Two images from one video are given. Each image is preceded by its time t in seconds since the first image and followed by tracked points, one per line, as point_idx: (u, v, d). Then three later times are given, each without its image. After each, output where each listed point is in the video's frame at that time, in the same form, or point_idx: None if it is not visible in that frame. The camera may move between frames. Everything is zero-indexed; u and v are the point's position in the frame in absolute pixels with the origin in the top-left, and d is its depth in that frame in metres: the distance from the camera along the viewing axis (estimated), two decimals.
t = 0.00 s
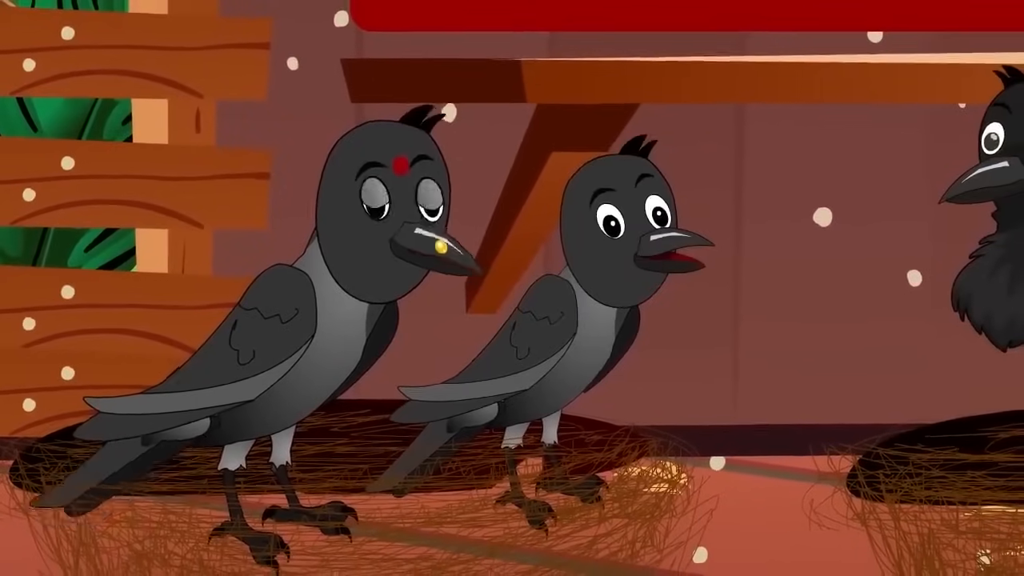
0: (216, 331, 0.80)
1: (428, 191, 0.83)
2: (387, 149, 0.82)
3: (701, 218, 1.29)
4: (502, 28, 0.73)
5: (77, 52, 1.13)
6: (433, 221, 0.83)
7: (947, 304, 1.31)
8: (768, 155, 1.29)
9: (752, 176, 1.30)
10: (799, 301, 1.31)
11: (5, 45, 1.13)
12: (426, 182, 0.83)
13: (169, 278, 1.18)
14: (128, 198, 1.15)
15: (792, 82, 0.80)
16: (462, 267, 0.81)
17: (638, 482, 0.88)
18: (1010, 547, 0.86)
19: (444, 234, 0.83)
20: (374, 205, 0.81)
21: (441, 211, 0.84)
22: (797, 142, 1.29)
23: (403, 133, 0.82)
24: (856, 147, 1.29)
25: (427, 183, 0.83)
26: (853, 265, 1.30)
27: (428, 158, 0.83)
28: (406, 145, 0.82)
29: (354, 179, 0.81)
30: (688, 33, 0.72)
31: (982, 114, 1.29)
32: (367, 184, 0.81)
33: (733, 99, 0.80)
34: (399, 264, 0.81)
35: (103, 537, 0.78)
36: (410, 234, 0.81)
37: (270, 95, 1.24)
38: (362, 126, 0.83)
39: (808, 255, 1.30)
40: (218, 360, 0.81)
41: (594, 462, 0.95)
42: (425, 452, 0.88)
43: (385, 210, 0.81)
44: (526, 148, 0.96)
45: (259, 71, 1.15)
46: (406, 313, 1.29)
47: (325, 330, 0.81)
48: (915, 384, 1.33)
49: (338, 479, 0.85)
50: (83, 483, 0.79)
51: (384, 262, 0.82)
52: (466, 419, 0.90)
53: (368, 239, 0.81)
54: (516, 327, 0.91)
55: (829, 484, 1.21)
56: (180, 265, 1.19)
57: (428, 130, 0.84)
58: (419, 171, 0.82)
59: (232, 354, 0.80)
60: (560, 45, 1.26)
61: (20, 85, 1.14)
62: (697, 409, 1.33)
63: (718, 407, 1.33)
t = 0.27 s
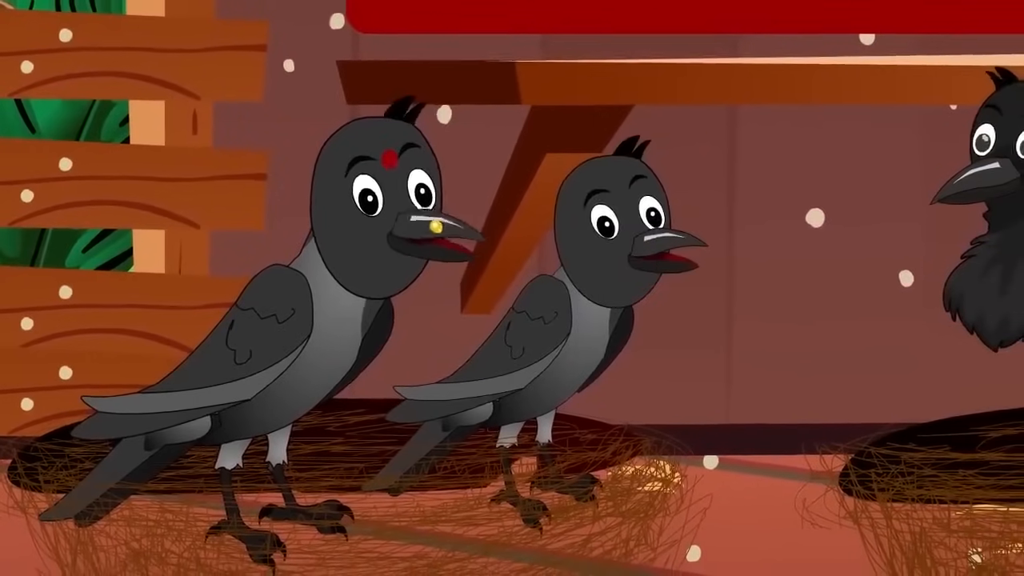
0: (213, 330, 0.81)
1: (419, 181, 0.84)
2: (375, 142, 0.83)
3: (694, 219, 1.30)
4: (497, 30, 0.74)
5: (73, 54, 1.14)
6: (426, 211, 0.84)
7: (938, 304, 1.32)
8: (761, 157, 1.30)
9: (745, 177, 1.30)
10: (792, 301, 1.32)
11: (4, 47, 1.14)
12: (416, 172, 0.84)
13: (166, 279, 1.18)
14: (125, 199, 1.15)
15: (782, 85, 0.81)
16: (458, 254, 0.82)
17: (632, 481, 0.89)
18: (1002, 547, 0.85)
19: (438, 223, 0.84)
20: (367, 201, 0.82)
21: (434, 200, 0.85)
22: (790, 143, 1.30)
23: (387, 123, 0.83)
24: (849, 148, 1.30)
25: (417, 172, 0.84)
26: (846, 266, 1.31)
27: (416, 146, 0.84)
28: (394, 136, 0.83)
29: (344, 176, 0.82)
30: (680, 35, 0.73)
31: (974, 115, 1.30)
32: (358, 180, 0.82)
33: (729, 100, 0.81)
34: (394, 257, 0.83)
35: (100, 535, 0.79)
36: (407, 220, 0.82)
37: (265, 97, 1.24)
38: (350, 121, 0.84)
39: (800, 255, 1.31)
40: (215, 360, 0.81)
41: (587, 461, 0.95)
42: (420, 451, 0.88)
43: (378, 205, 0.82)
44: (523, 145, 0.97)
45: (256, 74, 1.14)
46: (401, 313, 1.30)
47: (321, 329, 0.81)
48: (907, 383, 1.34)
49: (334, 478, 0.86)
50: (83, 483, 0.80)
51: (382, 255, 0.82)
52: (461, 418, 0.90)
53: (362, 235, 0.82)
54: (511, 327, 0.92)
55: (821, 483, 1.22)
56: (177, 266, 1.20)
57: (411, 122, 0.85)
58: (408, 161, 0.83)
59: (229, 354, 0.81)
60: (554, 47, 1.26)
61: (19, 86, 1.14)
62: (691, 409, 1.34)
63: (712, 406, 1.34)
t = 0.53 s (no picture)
0: (210, 331, 0.81)
1: (414, 181, 0.84)
2: (369, 142, 0.83)
3: (688, 220, 1.31)
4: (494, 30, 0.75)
5: (71, 56, 1.14)
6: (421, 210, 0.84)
7: (930, 304, 1.33)
8: (754, 158, 1.31)
9: (739, 178, 1.31)
10: (785, 301, 1.33)
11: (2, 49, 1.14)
12: (410, 172, 0.84)
13: (164, 279, 1.19)
14: (123, 200, 1.16)
15: (773, 87, 0.82)
16: (453, 253, 0.82)
17: (626, 480, 0.89)
18: (993, 545, 0.87)
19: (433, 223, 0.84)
20: (363, 201, 0.83)
21: (428, 199, 0.85)
22: (783, 145, 1.31)
23: (382, 124, 0.84)
24: (842, 150, 1.31)
25: (411, 171, 0.84)
26: (839, 267, 1.32)
27: (409, 146, 0.84)
28: (388, 137, 0.84)
29: (340, 176, 0.83)
30: (679, 35, 0.74)
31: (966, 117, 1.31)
32: (353, 181, 0.83)
33: (722, 102, 0.81)
34: (392, 258, 0.83)
35: (99, 534, 0.80)
36: (402, 221, 0.82)
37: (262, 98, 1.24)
38: (345, 121, 0.84)
39: (793, 256, 1.32)
40: (212, 360, 0.82)
41: (582, 460, 0.96)
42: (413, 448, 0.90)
43: (374, 206, 0.83)
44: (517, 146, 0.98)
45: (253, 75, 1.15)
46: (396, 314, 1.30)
47: (317, 329, 0.82)
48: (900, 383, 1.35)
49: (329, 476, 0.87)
50: (80, 482, 0.80)
51: (379, 255, 0.83)
52: (455, 416, 0.91)
53: (358, 235, 0.83)
54: (505, 327, 0.93)
55: (814, 482, 1.23)
56: (175, 268, 1.21)
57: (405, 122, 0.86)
58: (402, 162, 0.84)
59: (225, 354, 0.81)
60: (549, 49, 1.27)
61: (17, 88, 1.14)
62: (685, 408, 1.35)
63: (706, 406, 1.35)
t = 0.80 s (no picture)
0: (208, 331, 0.82)
1: (410, 182, 0.85)
2: (365, 144, 0.84)
3: (681, 221, 1.32)
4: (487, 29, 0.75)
5: (68, 58, 1.15)
6: (417, 211, 0.85)
7: (922, 304, 1.34)
8: (747, 159, 1.32)
9: (732, 180, 1.32)
10: (778, 301, 1.34)
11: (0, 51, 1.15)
12: (406, 173, 0.85)
13: (161, 279, 1.19)
14: (120, 201, 1.17)
15: (768, 89, 0.83)
16: (450, 254, 0.83)
17: (620, 479, 0.90)
18: (985, 543, 0.87)
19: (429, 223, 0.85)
20: (358, 202, 0.83)
21: (424, 200, 0.86)
22: (776, 146, 1.32)
23: (378, 125, 0.85)
24: (834, 151, 1.32)
25: (406, 172, 0.85)
26: (831, 267, 1.33)
27: (405, 147, 0.85)
28: (384, 138, 0.84)
29: (336, 177, 0.84)
30: (679, 37, 0.73)
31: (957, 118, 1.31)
32: (349, 181, 0.83)
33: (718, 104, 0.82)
34: (387, 258, 0.84)
35: (97, 532, 0.80)
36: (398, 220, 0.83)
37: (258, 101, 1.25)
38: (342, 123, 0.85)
39: (786, 256, 1.33)
40: (210, 359, 0.82)
41: (576, 459, 0.96)
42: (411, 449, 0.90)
43: (369, 207, 0.83)
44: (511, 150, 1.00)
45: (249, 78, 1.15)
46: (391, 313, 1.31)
47: (314, 329, 0.83)
48: (892, 382, 1.36)
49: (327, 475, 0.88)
50: (79, 480, 0.80)
51: (374, 255, 0.83)
52: (452, 417, 0.91)
53: (354, 235, 0.83)
54: (500, 327, 0.94)
55: (807, 481, 1.24)
56: (172, 268, 1.21)
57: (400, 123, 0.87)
58: (398, 162, 0.85)
59: (223, 354, 0.82)
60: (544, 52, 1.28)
61: (15, 90, 1.15)
62: (679, 407, 1.36)
63: (699, 405, 1.36)
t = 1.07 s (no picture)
0: (204, 331, 0.83)
1: (405, 182, 0.86)
2: (360, 145, 0.85)
3: (675, 221, 1.33)
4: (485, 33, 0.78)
5: (66, 60, 1.15)
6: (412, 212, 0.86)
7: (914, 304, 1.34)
8: (740, 161, 1.33)
9: (726, 181, 1.33)
10: (771, 301, 1.35)
11: None
12: (401, 174, 0.86)
13: (159, 280, 1.20)
14: (118, 202, 1.17)
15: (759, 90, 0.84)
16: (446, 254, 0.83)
17: (614, 477, 0.91)
18: (977, 541, 0.87)
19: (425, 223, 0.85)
20: (354, 203, 0.84)
21: (420, 201, 0.86)
22: (769, 148, 1.33)
23: (373, 126, 0.85)
24: (827, 152, 1.33)
25: (402, 173, 0.86)
26: (824, 267, 1.34)
27: (401, 148, 0.86)
28: (379, 139, 0.85)
29: (332, 178, 0.84)
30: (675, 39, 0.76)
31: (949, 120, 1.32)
32: (345, 182, 0.84)
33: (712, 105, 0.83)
34: (382, 259, 0.84)
35: (94, 530, 0.80)
36: (394, 221, 0.83)
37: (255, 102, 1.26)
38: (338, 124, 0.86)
39: (780, 257, 1.34)
40: (206, 359, 0.83)
41: (571, 458, 0.96)
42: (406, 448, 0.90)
43: (365, 207, 0.84)
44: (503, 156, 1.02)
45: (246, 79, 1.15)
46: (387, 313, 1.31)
47: (310, 329, 0.83)
48: (884, 382, 1.36)
49: (323, 475, 0.89)
50: (77, 479, 0.81)
51: (370, 256, 0.84)
52: (447, 417, 0.92)
53: (350, 236, 0.84)
54: (495, 327, 0.94)
55: (799, 480, 1.25)
56: (169, 268, 1.22)
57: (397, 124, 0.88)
58: (394, 163, 0.85)
59: (219, 353, 0.83)
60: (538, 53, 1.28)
61: (13, 91, 1.15)
62: (673, 407, 1.36)
63: (693, 404, 1.37)
